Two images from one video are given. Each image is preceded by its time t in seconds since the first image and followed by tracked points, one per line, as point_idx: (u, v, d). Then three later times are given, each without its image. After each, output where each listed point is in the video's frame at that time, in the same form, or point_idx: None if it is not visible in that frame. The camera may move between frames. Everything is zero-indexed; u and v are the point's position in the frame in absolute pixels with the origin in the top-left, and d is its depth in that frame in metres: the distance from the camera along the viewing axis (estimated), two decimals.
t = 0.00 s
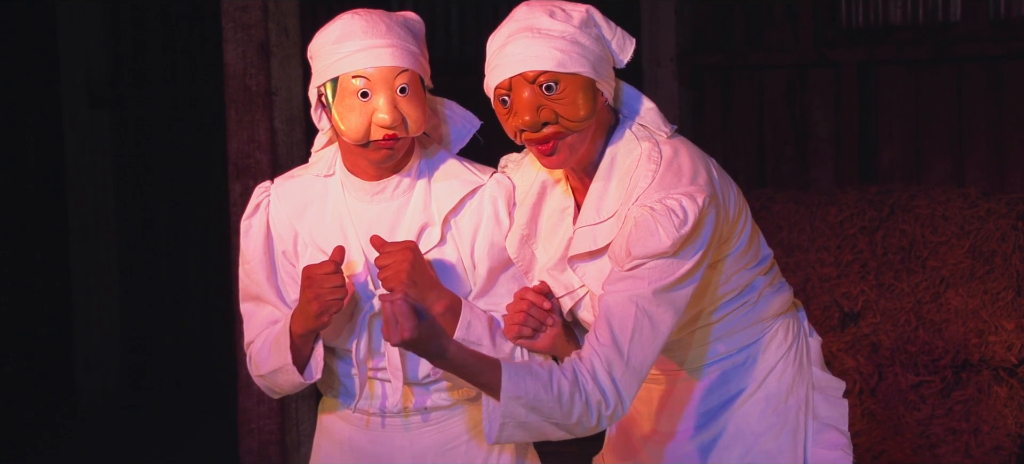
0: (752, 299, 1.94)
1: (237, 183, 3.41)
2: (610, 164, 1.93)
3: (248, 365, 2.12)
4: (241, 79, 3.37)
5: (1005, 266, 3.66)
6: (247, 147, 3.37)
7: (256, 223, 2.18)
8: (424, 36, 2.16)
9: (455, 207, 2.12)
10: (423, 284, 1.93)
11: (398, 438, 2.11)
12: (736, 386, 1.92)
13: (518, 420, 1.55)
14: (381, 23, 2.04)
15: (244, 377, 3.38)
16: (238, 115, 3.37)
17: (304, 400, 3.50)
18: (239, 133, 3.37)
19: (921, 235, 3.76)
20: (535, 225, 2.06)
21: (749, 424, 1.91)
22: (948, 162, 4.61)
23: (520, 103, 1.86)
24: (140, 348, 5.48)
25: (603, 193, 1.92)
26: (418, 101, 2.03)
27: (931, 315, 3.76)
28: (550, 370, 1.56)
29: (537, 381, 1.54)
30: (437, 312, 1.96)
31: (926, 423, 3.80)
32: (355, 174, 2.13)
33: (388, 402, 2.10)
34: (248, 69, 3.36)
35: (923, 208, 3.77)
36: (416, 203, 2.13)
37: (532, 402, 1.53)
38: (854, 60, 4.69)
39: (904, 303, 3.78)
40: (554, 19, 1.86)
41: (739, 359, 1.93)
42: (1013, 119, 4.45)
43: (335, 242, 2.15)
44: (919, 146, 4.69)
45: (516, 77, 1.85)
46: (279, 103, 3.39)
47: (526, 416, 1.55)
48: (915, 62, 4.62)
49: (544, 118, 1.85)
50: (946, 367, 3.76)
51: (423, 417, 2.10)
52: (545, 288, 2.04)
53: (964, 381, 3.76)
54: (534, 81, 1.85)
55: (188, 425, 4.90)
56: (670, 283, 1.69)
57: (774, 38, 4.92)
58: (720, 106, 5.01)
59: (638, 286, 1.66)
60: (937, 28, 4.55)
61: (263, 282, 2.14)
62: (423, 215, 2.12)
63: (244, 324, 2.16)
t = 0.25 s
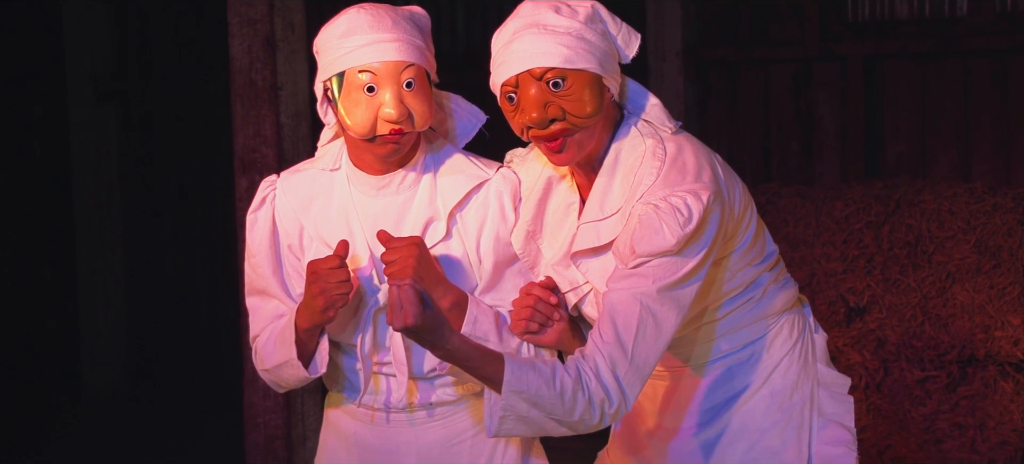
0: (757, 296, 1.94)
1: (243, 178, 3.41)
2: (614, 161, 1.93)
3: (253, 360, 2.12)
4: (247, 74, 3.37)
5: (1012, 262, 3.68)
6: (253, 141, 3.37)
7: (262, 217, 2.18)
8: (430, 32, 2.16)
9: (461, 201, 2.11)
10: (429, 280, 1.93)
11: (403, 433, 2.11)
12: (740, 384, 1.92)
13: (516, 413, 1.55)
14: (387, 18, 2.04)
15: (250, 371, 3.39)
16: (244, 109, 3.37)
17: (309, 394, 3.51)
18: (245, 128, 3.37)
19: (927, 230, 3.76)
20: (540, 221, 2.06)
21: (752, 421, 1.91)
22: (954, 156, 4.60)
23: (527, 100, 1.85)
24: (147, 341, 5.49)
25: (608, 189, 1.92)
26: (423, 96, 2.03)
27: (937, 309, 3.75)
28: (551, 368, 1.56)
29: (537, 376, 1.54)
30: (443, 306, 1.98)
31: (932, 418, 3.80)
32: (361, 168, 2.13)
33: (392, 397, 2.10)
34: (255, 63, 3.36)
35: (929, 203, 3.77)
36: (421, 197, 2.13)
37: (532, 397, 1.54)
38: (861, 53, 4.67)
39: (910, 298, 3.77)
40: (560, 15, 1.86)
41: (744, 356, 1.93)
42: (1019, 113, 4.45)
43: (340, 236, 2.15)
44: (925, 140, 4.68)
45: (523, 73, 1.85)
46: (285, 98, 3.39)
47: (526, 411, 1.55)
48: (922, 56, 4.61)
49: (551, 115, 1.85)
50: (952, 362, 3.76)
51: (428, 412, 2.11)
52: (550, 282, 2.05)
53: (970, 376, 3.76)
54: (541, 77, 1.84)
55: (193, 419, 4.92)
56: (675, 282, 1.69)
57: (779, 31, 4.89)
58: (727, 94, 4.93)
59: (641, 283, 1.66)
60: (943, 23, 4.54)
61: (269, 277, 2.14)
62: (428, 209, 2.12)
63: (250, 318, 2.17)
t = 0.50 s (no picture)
0: (759, 298, 1.94)
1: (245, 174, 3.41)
2: (618, 161, 1.93)
3: (253, 358, 2.12)
4: (250, 70, 3.37)
5: (1012, 265, 3.66)
6: (255, 137, 3.37)
7: (263, 214, 2.18)
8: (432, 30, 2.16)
9: (462, 199, 2.11)
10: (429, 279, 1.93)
11: (402, 432, 2.12)
12: (742, 386, 1.92)
13: (519, 415, 1.55)
14: (389, 16, 2.04)
15: (250, 368, 3.39)
16: (246, 105, 3.37)
17: (309, 391, 3.51)
18: (247, 124, 3.38)
19: (928, 232, 3.76)
20: (542, 220, 2.06)
21: (754, 423, 1.91)
22: (955, 158, 4.59)
23: (530, 101, 1.85)
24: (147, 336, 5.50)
25: (610, 190, 1.93)
26: (425, 94, 2.03)
27: (937, 312, 3.75)
28: (556, 370, 1.56)
29: (541, 377, 1.54)
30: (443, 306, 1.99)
31: (931, 420, 3.79)
32: (361, 166, 2.13)
33: (391, 396, 2.11)
34: (257, 60, 3.36)
35: (930, 205, 3.79)
36: (422, 195, 2.13)
37: (536, 398, 1.54)
38: (863, 56, 4.66)
39: (910, 300, 3.77)
40: (564, 16, 1.86)
41: (745, 357, 1.93)
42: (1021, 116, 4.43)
43: (340, 234, 2.15)
44: (927, 142, 4.67)
45: (526, 74, 1.85)
46: (287, 95, 3.39)
47: (530, 412, 1.55)
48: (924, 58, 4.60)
49: (555, 116, 1.85)
50: (952, 364, 3.75)
51: (427, 411, 2.11)
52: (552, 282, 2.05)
53: (970, 378, 3.76)
54: (545, 78, 1.85)
55: (192, 415, 4.92)
56: (678, 282, 1.69)
57: (783, 32, 4.90)
58: (727, 100, 5.01)
59: (645, 284, 1.66)
60: (945, 26, 4.54)
61: (269, 273, 2.14)
62: (429, 207, 2.12)
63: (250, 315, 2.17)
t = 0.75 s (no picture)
0: (759, 304, 1.93)
1: (246, 180, 3.42)
2: (620, 164, 1.93)
3: (252, 364, 2.12)
4: (251, 76, 3.37)
5: (1014, 268, 3.65)
6: (256, 143, 3.37)
7: (262, 220, 2.19)
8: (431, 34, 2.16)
9: (461, 204, 2.11)
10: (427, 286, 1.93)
11: (402, 439, 2.12)
12: (743, 392, 1.92)
13: (523, 420, 1.55)
14: (388, 22, 2.05)
15: (250, 374, 3.39)
16: (247, 111, 3.37)
17: (310, 398, 3.51)
18: (248, 130, 3.38)
19: (929, 236, 3.77)
20: (544, 224, 2.07)
21: (755, 430, 1.91)
22: (956, 161, 4.58)
23: (534, 104, 1.86)
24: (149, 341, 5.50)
25: (612, 193, 1.92)
26: (423, 100, 2.03)
27: (938, 315, 3.74)
28: (559, 374, 1.56)
29: (545, 381, 1.54)
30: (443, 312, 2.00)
31: (932, 424, 3.78)
32: (361, 172, 2.14)
33: (391, 404, 2.10)
34: (259, 65, 3.36)
35: (931, 207, 3.81)
36: (421, 201, 2.14)
37: (540, 402, 1.53)
38: (863, 59, 4.66)
39: (911, 304, 3.77)
40: (567, 18, 1.86)
41: (747, 363, 1.93)
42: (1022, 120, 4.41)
43: (340, 241, 2.15)
44: (927, 145, 4.66)
45: (530, 76, 1.85)
46: (289, 100, 3.40)
47: (533, 416, 1.55)
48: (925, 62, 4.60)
49: (558, 118, 1.85)
50: (954, 368, 3.74)
51: (426, 418, 2.11)
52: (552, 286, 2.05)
53: (971, 382, 3.73)
54: (548, 81, 1.85)
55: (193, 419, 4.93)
56: (681, 285, 1.69)
57: (784, 36, 4.90)
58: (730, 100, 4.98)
59: (648, 287, 1.66)
60: (946, 28, 4.55)
61: (268, 280, 2.15)
62: (428, 213, 2.12)
63: (249, 322, 2.17)
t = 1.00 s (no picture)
0: (757, 323, 1.93)
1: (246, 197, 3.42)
2: (620, 179, 1.93)
3: (251, 383, 2.12)
4: (251, 93, 3.38)
5: (1013, 286, 3.64)
6: (256, 161, 3.38)
7: (261, 239, 2.18)
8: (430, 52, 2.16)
9: (459, 223, 2.12)
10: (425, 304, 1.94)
11: (401, 457, 2.11)
12: (743, 411, 1.92)
13: (522, 437, 1.54)
14: (386, 42, 2.05)
15: (250, 392, 3.38)
16: (247, 129, 3.38)
17: (310, 416, 3.50)
18: (248, 147, 3.38)
19: (929, 254, 3.76)
20: (543, 239, 2.06)
21: (755, 449, 1.91)
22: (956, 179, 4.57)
23: (535, 120, 1.87)
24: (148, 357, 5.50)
25: (611, 209, 1.92)
26: (419, 119, 2.03)
27: (938, 333, 3.73)
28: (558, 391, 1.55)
29: (543, 398, 1.53)
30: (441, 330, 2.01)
31: (933, 442, 3.78)
32: (359, 190, 2.14)
33: (390, 422, 2.10)
34: (259, 83, 3.37)
35: (931, 227, 3.79)
36: (420, 219, 2.14)
37: (538, 419, 1.53)
38: (863, 77, 4.66)
39: (912, 323, 3.76)
40: (569, 33, 1.87)
41: (746, 383, 1.92)
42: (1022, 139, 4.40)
43: (339, 260, 2.15)
44: (927, 164, 4.65)
45: (532, 91, 1.86)
46: (288, 118, 3.40)
47: (532, 433, 1.54)
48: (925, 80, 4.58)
49: (559, 134, 1.86)
50: (954, 386, 3.73)
51: (425, 437, 2.11)
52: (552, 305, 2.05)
53: (972, 401, 3.74)
54: (550, 97, 1.85)
55: (189, 436, 4.92)
56: (681, 302, 1.69)
57: (783, 54, 4.91)
58: (728, 122, 5.02)
59: (647, 304, 1.66)
60: (945, 47, 4.54)
61: (267, 299, 2.14)
62: (427, 231, 2.12)
63: (248, 341, 2.17)
